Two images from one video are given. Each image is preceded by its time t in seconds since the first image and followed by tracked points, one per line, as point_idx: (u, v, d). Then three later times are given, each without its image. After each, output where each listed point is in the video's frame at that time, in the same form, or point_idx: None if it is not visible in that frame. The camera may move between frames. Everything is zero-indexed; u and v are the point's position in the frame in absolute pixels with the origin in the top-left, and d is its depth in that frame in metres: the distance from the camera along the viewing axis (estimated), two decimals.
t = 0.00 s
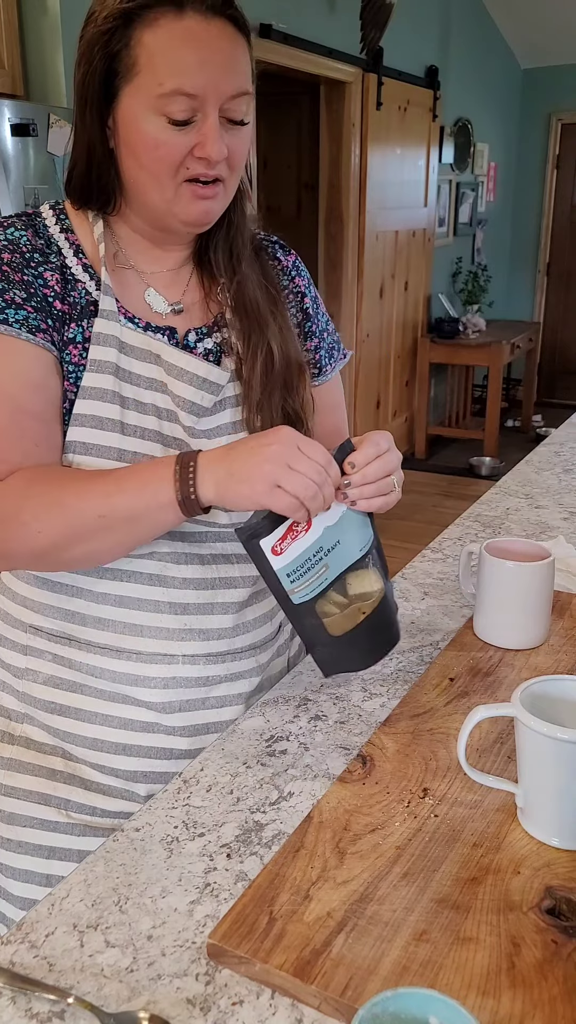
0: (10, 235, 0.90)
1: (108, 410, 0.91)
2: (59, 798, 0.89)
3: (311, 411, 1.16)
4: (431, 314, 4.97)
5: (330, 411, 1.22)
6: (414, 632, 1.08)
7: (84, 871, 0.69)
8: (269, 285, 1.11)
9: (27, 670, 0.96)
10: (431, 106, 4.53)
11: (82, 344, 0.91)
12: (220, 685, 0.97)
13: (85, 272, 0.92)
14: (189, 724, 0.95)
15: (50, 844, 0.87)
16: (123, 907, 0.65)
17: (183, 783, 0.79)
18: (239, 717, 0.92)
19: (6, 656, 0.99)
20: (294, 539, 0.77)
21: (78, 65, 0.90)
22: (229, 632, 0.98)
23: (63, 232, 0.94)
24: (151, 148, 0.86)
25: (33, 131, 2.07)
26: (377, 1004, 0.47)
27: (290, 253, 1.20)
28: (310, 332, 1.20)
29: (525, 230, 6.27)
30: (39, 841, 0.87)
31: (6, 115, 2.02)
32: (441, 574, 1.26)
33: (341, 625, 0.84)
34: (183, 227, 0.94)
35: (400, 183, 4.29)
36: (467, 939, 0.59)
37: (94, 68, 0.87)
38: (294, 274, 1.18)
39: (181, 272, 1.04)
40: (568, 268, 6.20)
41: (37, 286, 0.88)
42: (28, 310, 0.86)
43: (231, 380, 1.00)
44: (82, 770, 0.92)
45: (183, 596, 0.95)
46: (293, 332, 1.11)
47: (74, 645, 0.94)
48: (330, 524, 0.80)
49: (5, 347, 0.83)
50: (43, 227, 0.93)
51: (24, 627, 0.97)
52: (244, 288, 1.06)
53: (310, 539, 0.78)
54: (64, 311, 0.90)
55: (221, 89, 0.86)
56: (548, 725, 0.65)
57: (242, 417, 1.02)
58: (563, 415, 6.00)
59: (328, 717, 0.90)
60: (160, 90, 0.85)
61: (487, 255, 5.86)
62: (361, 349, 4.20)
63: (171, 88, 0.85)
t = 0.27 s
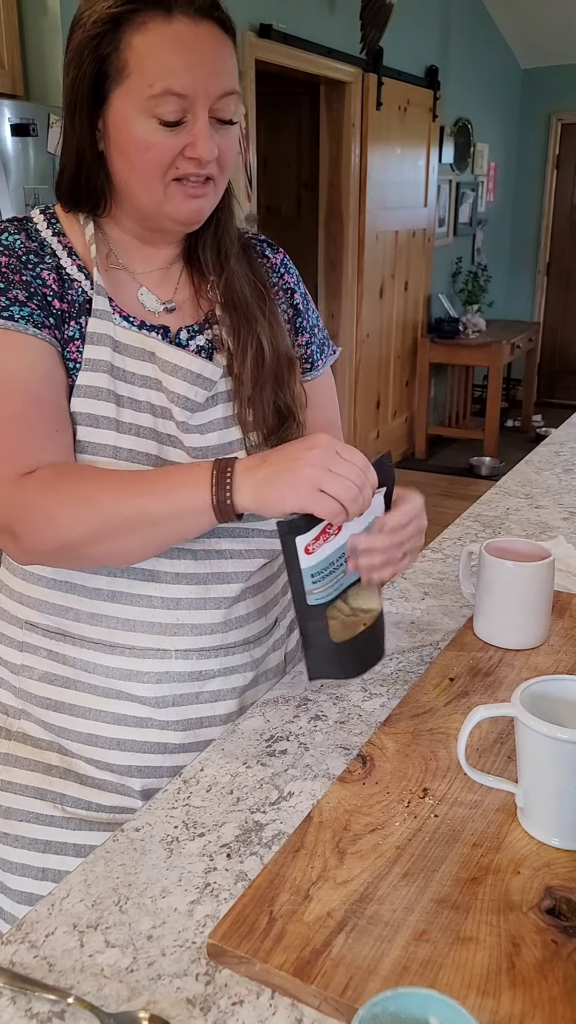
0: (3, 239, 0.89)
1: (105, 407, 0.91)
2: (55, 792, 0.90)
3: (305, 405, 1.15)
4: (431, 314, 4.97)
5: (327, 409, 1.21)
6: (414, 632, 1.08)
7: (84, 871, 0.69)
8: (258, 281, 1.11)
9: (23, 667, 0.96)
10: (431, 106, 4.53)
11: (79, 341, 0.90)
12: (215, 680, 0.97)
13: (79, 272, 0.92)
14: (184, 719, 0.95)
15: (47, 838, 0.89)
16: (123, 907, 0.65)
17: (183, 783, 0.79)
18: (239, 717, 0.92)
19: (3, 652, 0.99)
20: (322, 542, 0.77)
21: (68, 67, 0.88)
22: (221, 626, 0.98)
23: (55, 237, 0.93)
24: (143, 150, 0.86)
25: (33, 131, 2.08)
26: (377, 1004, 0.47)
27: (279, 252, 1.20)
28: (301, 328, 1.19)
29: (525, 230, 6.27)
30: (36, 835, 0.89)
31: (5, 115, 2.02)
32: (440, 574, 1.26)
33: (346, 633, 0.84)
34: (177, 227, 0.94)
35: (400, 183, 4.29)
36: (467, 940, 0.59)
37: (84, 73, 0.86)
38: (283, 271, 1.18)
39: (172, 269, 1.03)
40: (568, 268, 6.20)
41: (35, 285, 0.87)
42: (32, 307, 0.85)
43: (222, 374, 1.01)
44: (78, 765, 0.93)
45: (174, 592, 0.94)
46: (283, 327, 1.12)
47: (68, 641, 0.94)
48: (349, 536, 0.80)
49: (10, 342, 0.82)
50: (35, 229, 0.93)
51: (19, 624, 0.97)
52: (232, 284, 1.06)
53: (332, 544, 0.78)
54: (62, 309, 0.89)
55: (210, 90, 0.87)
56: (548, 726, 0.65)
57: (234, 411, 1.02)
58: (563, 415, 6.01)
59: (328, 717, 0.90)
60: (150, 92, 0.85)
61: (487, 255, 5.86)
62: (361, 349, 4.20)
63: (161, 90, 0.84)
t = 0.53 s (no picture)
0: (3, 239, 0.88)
1: (104, 407, 0.91)
2: (53, 791, 0.91)
3: (300, 403, 1.14)
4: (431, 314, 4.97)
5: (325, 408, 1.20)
6: (414, 632, 1.08)
7: (84, 871, 0.69)
8: (252, 280, 1.11)
9: (22, 666, 0.96)
10: (431, 106, 4.53)
11: (80, 341, 0.90)
12: (213, 677, 0.97)
13: (77, 273, 0.92)
14: (183, 717, 0.95)
15: (46, 835, 0.90)
16: (123, 907, 0.65)
17: (183, 783, 0.79)
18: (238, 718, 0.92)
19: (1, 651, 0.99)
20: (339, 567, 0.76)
21: (64, 70, 0.88)
22: (220, 622, 0.98)
23: (51, 239, 0.93)
24: (141, 151, 0.86)
25: (33, 131, 2.07)
26: (377, 1004, 0.47)
27: (273, 252, 1.20)
28: (295, 327, 1.19)
29: (525, 230, 6.27)
30: (35, 833, 0.90)
31: (5, 115, 2.02)
32: (440, 574, 1.26)
33: (358, 664, 0.82)
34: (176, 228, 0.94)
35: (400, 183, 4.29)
36: (467, 940, 0.59)
37: (81, 76, 0.86)
38: (276, 271, 1.18)
39: (166, 271, 1.03)
40: (568, 268, 6.20)
41: (36, 287, 0.87)
42: (34, 308, 0.85)
43: (219, 373, 1.01)
44: (79, 764, 0.93)
45: (174, 588, 0.94)
46: (277, 325, 1.12)
47: (67, 640, 0.93)
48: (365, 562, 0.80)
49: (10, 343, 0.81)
50: (33, 230, 0.92)
51: (19, 623, 0.96)
52: (225, 283, 1.06)
53: (349, 571, 0.78)
54: (63, 311, 0.89)
55: (207, 91, 0.86)
56: (548, 726, 0.65)
57: (229, 410, 1.03)
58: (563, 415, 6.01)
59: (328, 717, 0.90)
60: (147, 93, 0.84)
61: (487, 255, 5.86)
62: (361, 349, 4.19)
63: (157, 90, 0.84)
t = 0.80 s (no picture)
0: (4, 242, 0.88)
1: (105, 409, 0.91)
2: (53, 792, 0.91)
3: (299, 405, 1.13)
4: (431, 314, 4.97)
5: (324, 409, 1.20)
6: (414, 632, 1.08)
7: (84, 871, 0.69)
8: (252, 281, 1.11)
9: (20, 667, 0.95)
10: (431, 106, 4.53)
11: (82, 342, 0.90)
12: (211, 678, 0.97)
13: (78, 273, 0.92)
14: (182, 717, 0.95)
15: (47, 838, 0.90)
16: (123, 907, 0.65)
17: (182, 783, 0.80)
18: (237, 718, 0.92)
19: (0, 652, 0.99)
20: (352, 590, 0.75)
21: (66, 70, 0.88)
22: (218, 623, 0.98)
23: (52, 238, 0.93)
24: (144, 153, 0.86)
25: (33, 131, 2.07)
26: (377, 1004, 0.47)
27: (272, 255, 1.20)
28: (294, 330, 1.19)
29: (525, 230, 6.27)
30: (36, 834, 0.90)
31: (5, 115, 2.02)
32: (441, 574, 1.26)
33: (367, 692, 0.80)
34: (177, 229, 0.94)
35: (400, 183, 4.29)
36: (467, 940, 0.59)
37: (84, 76, 0.86)
38: (276, 274, 1.18)
39: (166, 271, 1.03)
40: (567, 268, 6.20)
41: (39, 287, 0.87)
42: (37, 309, 0.84)
43: (218, 374, 1.02)
44: (78, 765, 0.93)
45: (173, 589, 0.94)
46: (276, 327, 1.12)
47: (65, 640, 0.93)
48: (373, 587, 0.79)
49: (11, 341, 0.80)
50: (33, 230, 0.92)
51: (17, 624, 0.96)
52: (225, 284, 1.06)
53: (360, 595, 0.77)
54: (65, 312, 0.89)
55: (210, 93, 0.86)
56: (549, 726, 0.65)
57: (228, 411, 1.03)
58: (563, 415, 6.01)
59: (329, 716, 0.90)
60: (152, 94, 0.84)
61: (487, 255, 5.86)
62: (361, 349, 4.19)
63: (161, 92, 0.84)
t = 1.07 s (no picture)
0: (9, 243, 0.87)
1: (107, 412, 0.92)
2: (51, 792, 0.92)
3: (298, 406, 1.13)
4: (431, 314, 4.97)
5: (324, 409, 1.19)
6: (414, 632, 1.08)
7: (84, 871, 0.69)
8: (253, 283, 1.11)
9: (18, 667, 0.96)
10: (431, 106, 4.53)
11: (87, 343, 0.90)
12: (209, 678, 0.97)
13: (82, 274, 0.92)
14: (180, 718, 0.95)
15: (45, 838, 0.91)
16: (123, 907, 0.65)
17: (183, 783, 0.80)
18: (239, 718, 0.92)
19: None
20: (386, 599, 0.72)
21: (69, 69, 0.87)
22: (216, 626, 0.98)
23: (54, 239, 0.93)
24: (145, 155, 0.86)
25: (33, 131, 2.07)
26: (377, 1004, 0.47)
27: (272, 257, 1.20)
28: (293, 331, 1.19)
29: (525, 230, 6.27)
30: (33, 834, 0.91)
31: (5, 115, 2.02)
32: (441, 573, 1.26)
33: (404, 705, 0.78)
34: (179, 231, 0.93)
35: (400, 183, 4.29)
36: (467, 940, 0.59)
37: (87, 76, 0.85)
38: (275, 275, 1.18)
39: (167, 273, 1.04)
40: (568, 268, 6.20)
41: (46, 288, 0.87)
42: (43, 308, 0.83)
43: (217, 376, 1.01)
44: (74, 765, 0.93)
45: (168, 592, 0.94)
46: (276, 328, 1.12)
47: (62, 641, 0.93)
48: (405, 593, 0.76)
49: (27, 341, 0.78)
50: (35, 231, 0.93)
51: (14, 625, 0.96)
52: (225, 285, 1.06)
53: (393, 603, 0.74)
54: (72, 312, 0.89)
55: (214, 97, 0.86)
56: (548, 726, 0.65)
57: (226, 413, 1.03)
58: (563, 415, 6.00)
59: (329, 717, 0.90)
60: (156, 96, 0.84)
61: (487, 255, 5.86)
62: (361, 349, 4.19)
63: (165, 95, 0.84)
